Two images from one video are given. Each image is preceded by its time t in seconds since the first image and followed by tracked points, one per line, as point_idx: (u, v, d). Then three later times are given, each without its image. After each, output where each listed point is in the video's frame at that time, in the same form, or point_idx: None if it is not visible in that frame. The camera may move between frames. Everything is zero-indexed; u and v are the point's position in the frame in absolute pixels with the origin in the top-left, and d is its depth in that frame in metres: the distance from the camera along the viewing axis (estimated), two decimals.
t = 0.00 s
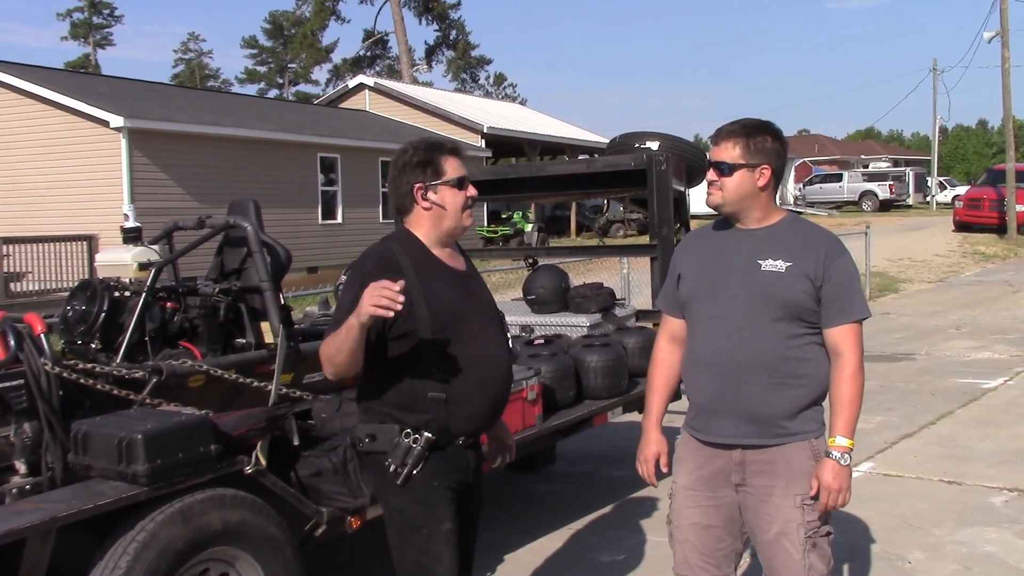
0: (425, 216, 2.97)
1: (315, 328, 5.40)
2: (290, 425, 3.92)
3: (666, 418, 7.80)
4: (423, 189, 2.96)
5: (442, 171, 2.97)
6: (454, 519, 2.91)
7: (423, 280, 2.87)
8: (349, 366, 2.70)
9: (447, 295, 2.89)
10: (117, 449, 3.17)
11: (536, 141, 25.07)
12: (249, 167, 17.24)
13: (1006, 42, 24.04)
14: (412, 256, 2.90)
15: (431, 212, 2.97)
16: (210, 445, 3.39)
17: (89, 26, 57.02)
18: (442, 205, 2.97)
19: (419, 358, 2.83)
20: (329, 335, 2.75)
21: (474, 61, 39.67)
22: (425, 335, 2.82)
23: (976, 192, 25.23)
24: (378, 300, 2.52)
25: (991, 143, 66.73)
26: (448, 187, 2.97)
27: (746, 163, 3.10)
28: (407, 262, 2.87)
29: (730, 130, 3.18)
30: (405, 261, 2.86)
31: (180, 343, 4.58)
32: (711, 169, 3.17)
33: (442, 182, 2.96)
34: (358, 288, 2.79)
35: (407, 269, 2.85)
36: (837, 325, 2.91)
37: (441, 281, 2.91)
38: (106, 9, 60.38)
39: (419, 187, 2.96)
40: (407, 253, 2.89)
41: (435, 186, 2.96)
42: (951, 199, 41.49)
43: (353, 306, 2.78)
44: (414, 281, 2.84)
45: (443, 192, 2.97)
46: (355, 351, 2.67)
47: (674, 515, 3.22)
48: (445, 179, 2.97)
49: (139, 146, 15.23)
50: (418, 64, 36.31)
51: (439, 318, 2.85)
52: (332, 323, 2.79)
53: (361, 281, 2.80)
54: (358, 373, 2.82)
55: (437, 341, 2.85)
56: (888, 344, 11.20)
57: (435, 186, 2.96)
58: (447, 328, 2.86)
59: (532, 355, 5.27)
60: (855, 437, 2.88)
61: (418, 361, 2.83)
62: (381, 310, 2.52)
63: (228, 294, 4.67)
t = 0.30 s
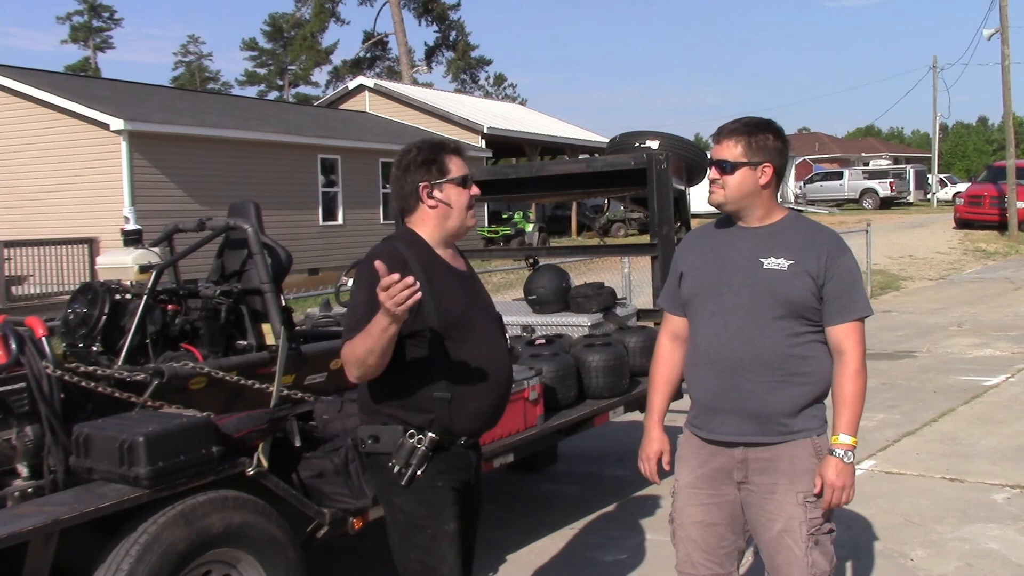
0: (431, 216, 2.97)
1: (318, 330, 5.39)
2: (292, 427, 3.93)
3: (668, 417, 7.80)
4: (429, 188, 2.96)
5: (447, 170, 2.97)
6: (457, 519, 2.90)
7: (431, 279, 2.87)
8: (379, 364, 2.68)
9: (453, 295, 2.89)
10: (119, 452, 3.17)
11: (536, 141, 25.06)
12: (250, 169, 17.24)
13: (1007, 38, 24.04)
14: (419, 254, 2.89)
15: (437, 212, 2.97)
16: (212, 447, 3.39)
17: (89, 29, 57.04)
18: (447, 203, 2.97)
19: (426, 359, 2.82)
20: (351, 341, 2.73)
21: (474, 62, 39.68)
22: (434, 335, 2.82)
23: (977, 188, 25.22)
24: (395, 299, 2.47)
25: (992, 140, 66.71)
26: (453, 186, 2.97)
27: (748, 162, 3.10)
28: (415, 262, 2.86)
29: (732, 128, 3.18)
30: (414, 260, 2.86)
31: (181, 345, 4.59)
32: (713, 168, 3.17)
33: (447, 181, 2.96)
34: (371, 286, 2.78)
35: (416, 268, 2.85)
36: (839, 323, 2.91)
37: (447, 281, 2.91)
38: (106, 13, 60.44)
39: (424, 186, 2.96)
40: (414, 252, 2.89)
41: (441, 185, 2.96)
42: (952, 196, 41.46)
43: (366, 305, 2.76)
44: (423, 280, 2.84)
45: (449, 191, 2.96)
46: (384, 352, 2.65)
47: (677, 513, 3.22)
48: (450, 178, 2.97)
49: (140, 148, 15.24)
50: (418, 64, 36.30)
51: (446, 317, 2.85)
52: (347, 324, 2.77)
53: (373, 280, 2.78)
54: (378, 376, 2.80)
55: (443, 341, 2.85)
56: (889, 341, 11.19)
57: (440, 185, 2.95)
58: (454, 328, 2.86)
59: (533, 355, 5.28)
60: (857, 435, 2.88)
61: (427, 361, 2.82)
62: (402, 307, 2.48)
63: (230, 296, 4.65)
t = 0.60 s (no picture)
0: (432, 217, 2.97)
1: (319, 330, 5.40)
2: (295, 428, 3.93)
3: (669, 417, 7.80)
4: (432, 189, 2.96)
5: (450, 171, 2.97)
6: (459, 520, 2.91)
7: (435, 279, 2.88)
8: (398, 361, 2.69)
9: (457, 296, 2.91)
10: (121, 454, 3.18)
11: (537, 141, 25.07)
12: (251, 171, 17.26)
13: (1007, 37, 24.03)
14: (423, 255, 2.90)
15: (440, 213, 2.97)
16: (214, 448, 3.39)
17: (90, 31, 57.08)
18: (449, 204, 2.97)
19: (432, 361, 2.83)
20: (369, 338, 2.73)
21: (475, 63, 39.68)
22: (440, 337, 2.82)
23: (979, 188, 25.22)
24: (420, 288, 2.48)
25: (993, 140, 66.70)
26: (456, 187, 2.97)
27: (749, 162, 3.10)
28: (421, 264, 2.87)
29: (734, 129, 3.18)
30: (419, 262, 2.87)
31: (183, 347, 4.59)
32: (715, 168, 3.17)
33: (449, 182, 2.96)
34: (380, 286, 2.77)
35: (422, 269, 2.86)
36: (842, 322, 2.91)
37: (451, 282, 2.93)
38: (107, 15, 60.52)
39: (427, 187, 2.95)
40: (419, 254, 2.89)
41: (444, 186, 2.96)
42: (954, 195, 41.44)
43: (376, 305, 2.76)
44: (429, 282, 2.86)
45: (452, 193, 2.97)
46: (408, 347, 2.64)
47: (679, 513, 3.22)
48: (453, 180, 2.97)
49: (142, 150, 15.26)
50: (419, 65, 36.31)
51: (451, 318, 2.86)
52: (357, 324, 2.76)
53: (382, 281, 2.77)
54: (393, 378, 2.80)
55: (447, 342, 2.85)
56: (891, 341, 11.20)
57: (443, 186, 2.95)
58: (459, 330, 2.87)
59: (535, 355, 5.28)
60: (860, 434, 2.88)
61: (433, 362, 2.83)
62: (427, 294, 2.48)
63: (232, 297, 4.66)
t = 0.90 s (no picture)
0: (432, 220, 2.98)
1: (319, 334, 5.41)
2: (294, 431, 3.94)
3: (669, 420, 7.80)
4: (431, 193, 2.96)
5: (449, 176, 2.98)
6: (456, 523, 2.91)
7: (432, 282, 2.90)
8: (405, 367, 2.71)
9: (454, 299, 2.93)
10: (121, 457, 3.18)
11: (536, 144, 25.08)
12: (251, 174, 17.27)
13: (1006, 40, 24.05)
14: (421, 258, 2.92)
15: (440, 217, 2.98)
16: (213, 451, 3.40)
17: (90, 34, 57.15)
18: (449, 208, 2.98)
19: (429, 363, 2.84)
20: (378, 348, 2.73)
21: (474, 66, 39.70)
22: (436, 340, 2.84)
23: (978, 190, 25.24)
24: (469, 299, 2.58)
25: (992, 142, 66.74)
26: (455, 191, 2.98)
27: (749, 164, 3.10)
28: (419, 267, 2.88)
29: (734, 131, 3.19)
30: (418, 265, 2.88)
31: (183, 351, 4.59)
32: (715, 171, 3.17)
33: (449, 187, 2.97)
34: (380, 289, 2.78)
35: (420, 272, 2.87)
36: (841, 324, 2.91)
37: (448, 286, 2.95)
38: (107, 18, 60.59)
39: (426, 192, 2.96)
40: (417, 257, 2.91)
41: (444, 191, 2.96)
42: (953, 197, 41.46)
43: (375, 307, 2.77)
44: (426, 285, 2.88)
45: (452, 199, 2.98)
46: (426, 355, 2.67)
47: (679, 515, 3.22)
48: (453, 185, 2.98)
49: (141, 154, 15.27)
50: (418, 68, 36.34)
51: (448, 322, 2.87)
52: (356, 325, 2.76)
53: (382, 283, 2.78)
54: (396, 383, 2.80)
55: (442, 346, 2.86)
56: (890, 343, 11.20)
57: (443, 190, 2.96)
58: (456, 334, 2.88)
59: (534, 358, 5.29)
60: (860, 436, 2.88)
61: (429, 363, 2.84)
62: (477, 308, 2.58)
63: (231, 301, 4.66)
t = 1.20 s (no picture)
0: (423, 224, 2.99)
1: (317, 337, 5.42)
2: (293, 434, 3.94)
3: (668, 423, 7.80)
4: (420, 198, 2.98)
5: (440, 181, 2.96)
6: (452, 526, 2.91)
7: (426, 286, 2.90)
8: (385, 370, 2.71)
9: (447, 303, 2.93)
10: (120, 461, 3.17)
11: (534, 147, 25.10)
12: (250, 177, 17.28)
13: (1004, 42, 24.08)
14: (415, 261, 2.92)
15: (430, 222, 2.98)
16: (212, 455, 3.40)
17: (88, 38, 57.18)
18: (437, 215, 2.96)
19: (421, 365, 2.85)
20: (362, 346, 2.74)
21: (472, 69, 39.74)
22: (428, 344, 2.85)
23: (976, 192, 25.26)
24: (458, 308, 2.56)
25: (990, 144, 66.80)
26: (445, 198, 2.96)
27: (748, 166, 3.10)
28: (412, 271, 2.88)
29: (731, 134, 3.19)
30: (410, 268, 2.88)
31: (182, 354, 4.59)
32: (713, 173, 3.17)
33: (439, 192, 2.96)
34: (368, 291, 2.80)
35: (413, 276, 2.88)
36: (838, 327, 2.92)
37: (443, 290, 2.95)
38: (105, 22, 60.66)
39: (415, 196, 2.97)
40: (411, 260, 2.91)
41: (432, 197, 2.96)
42: (951, 200, 41.49)
43: (364, 308, 2.78)
44: (419, 289, 2.88)
45: (440, 204, 2.96)
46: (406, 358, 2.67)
47: (677, 517, 3.23)
48: (443, 190, 2.96)
49: (140, 158, 15.26)
50: (417, 72, 36.37)
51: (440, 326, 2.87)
52: (345, 327, 2.79)
53: (371, 286, 2.80)
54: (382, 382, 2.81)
55: (436, 350, 2.87)
56: (888, 345, 11.21)
57: (432, 196, 2.96)
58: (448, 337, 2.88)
59: (533, 361, 5.29)
60: (857, 439, 2.89)
61: (420, 366, 2.85)
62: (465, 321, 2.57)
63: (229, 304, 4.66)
